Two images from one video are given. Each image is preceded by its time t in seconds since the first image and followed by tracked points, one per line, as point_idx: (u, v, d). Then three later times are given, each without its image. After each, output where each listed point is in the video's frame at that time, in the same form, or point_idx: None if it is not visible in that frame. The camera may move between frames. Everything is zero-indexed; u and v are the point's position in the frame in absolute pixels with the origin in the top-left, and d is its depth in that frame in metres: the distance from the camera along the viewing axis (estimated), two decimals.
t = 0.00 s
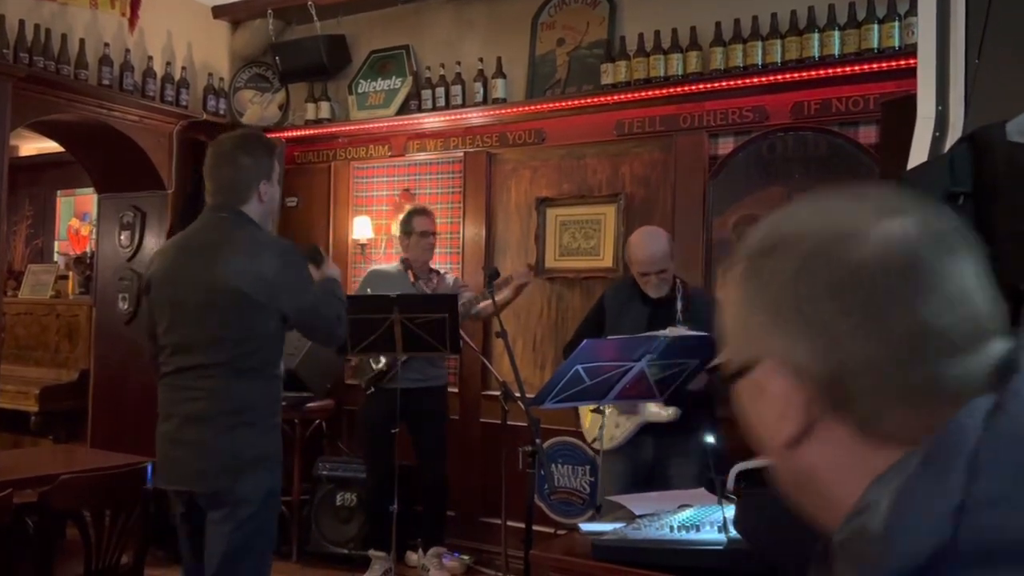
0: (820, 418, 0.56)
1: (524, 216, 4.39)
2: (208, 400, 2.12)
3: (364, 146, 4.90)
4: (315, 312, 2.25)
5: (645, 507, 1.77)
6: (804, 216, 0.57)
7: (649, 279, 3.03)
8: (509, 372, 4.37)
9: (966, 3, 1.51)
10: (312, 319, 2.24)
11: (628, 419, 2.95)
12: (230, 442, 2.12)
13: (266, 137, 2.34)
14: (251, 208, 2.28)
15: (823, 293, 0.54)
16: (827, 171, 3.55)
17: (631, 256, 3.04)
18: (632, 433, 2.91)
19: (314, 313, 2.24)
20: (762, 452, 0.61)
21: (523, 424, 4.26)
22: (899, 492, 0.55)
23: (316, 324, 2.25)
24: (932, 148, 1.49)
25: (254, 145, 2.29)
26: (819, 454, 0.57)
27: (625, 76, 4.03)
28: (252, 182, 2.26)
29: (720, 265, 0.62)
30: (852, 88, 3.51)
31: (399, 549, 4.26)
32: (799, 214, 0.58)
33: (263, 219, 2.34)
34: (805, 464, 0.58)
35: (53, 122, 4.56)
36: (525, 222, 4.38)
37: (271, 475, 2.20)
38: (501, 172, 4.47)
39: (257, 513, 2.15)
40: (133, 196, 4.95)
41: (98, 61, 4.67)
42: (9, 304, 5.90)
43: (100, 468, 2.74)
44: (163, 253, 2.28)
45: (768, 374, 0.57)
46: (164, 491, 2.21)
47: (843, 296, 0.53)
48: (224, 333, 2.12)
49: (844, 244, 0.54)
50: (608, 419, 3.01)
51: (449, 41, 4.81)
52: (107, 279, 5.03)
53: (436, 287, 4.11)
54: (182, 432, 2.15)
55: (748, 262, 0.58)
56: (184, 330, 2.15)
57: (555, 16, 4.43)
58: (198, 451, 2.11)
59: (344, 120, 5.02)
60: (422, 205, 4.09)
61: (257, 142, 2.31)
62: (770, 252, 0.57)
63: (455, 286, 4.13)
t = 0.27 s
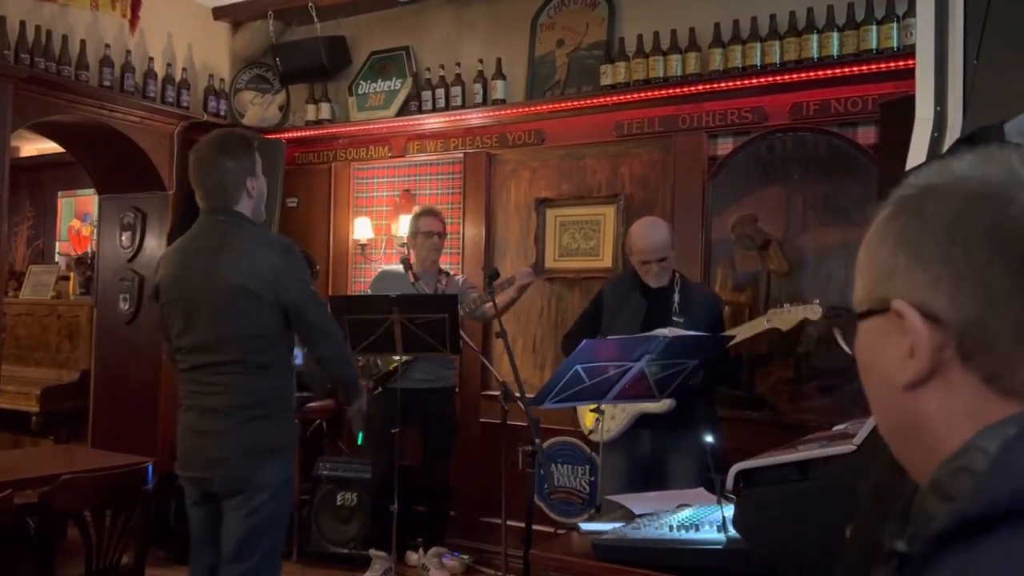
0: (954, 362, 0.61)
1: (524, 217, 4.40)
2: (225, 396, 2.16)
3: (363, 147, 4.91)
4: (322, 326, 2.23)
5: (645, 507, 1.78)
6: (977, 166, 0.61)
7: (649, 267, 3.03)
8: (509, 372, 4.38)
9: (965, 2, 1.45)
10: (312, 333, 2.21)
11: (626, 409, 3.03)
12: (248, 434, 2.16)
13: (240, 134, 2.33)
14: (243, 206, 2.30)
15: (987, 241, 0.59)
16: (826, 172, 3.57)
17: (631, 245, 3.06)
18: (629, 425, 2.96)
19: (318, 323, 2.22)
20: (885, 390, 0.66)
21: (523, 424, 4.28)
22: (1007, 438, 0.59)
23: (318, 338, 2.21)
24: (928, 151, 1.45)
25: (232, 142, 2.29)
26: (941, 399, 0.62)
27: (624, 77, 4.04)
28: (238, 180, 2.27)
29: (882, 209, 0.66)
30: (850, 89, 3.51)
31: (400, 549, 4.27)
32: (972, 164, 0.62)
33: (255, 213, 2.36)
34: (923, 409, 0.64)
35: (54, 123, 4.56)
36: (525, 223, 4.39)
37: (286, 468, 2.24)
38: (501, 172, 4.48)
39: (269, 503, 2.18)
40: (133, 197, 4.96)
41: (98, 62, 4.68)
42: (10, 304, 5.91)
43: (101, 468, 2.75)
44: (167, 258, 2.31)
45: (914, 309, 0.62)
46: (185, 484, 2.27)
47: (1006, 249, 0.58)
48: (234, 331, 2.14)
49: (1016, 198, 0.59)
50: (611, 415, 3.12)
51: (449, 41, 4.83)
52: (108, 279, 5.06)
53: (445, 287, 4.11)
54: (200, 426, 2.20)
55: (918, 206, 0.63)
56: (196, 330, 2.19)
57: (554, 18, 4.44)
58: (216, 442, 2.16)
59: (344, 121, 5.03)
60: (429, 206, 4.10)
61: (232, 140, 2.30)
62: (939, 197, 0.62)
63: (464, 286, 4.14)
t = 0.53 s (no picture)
0: (945, 369, 0.63)
1: (523, 217, 4.41)
2: (237, 395, 2.18)
3: (362, 148, 4.92)
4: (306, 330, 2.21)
5: (644, 507, 1.79)
6: (959, 178, 0.62)
7: (647, 281, 3.04)
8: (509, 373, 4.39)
9: (962, 3, 1.47)
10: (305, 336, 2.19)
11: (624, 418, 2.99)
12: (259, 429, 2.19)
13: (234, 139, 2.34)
14: (239, 210, 2.30)
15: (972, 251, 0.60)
16: (824, 173, 3.59)
17: (630, 258, 3.05)
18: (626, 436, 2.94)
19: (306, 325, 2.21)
20: (881, 400, 0.68)
21: (522, 424, 4.28)
22: (1005, 447, 0.60)
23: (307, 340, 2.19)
24: (928, 151, 1.46)
25: (227, 147, 2.30)
26: (935, 407, 0.64)
27: (623, 78, 4.05)
28: (233, 185, 2.27)
29: (869, 223, 0.68)
30: (848, 90, 3.51)
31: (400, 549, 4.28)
32: (952, 178, 0.63)
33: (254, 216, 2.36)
34: (918, 417, 0.65)
35: (54, 124, 4.56)
36: (524, 223, 4.40)
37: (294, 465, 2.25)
38: (500, 173, 4.49)
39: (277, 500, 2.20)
40: (133, 197, 4.97)
41: (98, 63, 4.69)
42: (10, 305, 5.92)
43: (101, 468, 2.75)
44: (171, 266, 2.33)
45: (902, 321, 0.64)
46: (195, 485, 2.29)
47: (990, 257, 0.59)
48: (240, 329, 2.17)
49: (998, 208, 0.59)
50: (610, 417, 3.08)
51: (449, 42, 4.83)
52: (108, 280, 5.07)
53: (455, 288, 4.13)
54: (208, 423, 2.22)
55: (902, 220, 0.64)
56: (201, 333, 2.22)
57: (554, 19, 4.44)
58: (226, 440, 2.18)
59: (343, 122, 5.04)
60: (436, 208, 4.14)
61: (227, 145, 2.31)
62: (922, 211, 0.63)
63: (472, 286, 4.14)
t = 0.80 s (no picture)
0: (968, 373, 0.62)
1: (523, 217, 4.41)
2: (237, 395, 2.20)
3: (361, 149, 4.92)
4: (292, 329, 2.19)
5: (644, 507, 1.79)
6: (981, 175, 0.63)
7: (648, 262, 3.05)
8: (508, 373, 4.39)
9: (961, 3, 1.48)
10: (291, 334, 2.17)
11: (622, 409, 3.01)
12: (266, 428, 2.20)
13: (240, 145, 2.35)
14: (241, 215, 2.30)
15: (997, 251, 0.60)
16: (824, 173, 3.59)
17: (632, 239, 3.08)
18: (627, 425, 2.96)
19: (294, 323, 2.19)
20: (898, 404, 0.67)
21: (522, 424, 4.29)
22: None
23: (294, 339, 2.17)
24: (926, 151, 1.46)
25: (233, 154, 2.30)
26: (957, 410, 0.63)
27: (622, 79, 4.05)
28: (234, 190, 2.28)
29: (886, 222, 0.68)
30: (847, 90, 3.52)
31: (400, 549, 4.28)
32: (975, 173, 0.64)
33: (259, 221, 2.36)
34: (940, 422, 0.64)
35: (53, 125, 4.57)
36: (524, 223, 4.40)
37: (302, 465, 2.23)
38: (500, 174, 4.49)
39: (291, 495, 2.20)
40: (133, 198, 4.97)
41: (98, 64, 4.70)
42: (10, 306, 5.92)
43: (102, 469, 2.76)
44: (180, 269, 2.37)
45: (923, 322, 0.63)
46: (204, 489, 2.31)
47: (1015, 257, 0.59)
48: (234, 327, 2.19)
49: None
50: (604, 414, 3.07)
51: (448, 43, 4.83)
52: (108, 280, 5.07)
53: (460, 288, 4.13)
54: (214, 425, 2.24)
55: (923, 218, 0.64)
56: (201, 331, 2.24)
57: (553, 19, 4.45)
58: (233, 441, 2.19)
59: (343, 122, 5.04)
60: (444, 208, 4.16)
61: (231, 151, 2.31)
62: (945, 209, 0.63)
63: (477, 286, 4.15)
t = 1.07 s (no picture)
0: (989, 375, 0.63)
1: (522, 218, 4.41)
2: (233, 391, 2.24)
3: (360, 150, 4.92)
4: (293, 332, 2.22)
5: (644, 508, 1.79)
6: (1003, 173, 0.65)
7: (647, 271, 3.04)
8: (508, 374, 4.39)
9: (959, 2, 1.48)
10: (284, 334, 2.19)
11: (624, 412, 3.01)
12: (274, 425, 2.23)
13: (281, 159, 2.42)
14: (256, 217, 2.34)
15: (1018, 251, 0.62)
16: (823, 174, 3.59)
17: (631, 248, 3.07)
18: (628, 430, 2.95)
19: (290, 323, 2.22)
20: (917, 405, 0.68)
21: (522, 425, 4.29)
22: None
23: (288, 340, 2.20)
24: (927, 152, 1.47)
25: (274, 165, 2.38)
26: (978, 411, 0.64)
27: (621, 79, 4.05)
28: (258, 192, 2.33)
29: (905, 217, 0.70)
30: (847, 91, 3.52)
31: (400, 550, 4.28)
32: (998, 169, 0.66)
33: (275, 230, 2.40)
34: (961, 424, 0.65)
35: (52, 126, 4.56)
36: (524, 224, 4.40)
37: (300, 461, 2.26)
38: (499, 174, 4.49)
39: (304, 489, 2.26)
40: (133, 199, 4.98)
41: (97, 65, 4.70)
42: (10, 307, 5.92)
43: (101, 470, 2.76)
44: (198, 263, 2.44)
45: (945, 322, 0.65)
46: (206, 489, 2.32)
47: None
48: (230, 323, 2.25)
49: None
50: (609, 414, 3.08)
51: (448, 43, 4.84)
52: (107, 281, 5.07)
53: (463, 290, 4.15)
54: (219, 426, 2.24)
55: (944, 215, 0.66)
56: (202, 325, 2.30)
57: (552, 20, 4.44)
58: (240, 442, 2.20)
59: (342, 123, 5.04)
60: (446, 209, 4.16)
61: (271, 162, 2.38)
62: (966, 207, 0.65)
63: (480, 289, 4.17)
